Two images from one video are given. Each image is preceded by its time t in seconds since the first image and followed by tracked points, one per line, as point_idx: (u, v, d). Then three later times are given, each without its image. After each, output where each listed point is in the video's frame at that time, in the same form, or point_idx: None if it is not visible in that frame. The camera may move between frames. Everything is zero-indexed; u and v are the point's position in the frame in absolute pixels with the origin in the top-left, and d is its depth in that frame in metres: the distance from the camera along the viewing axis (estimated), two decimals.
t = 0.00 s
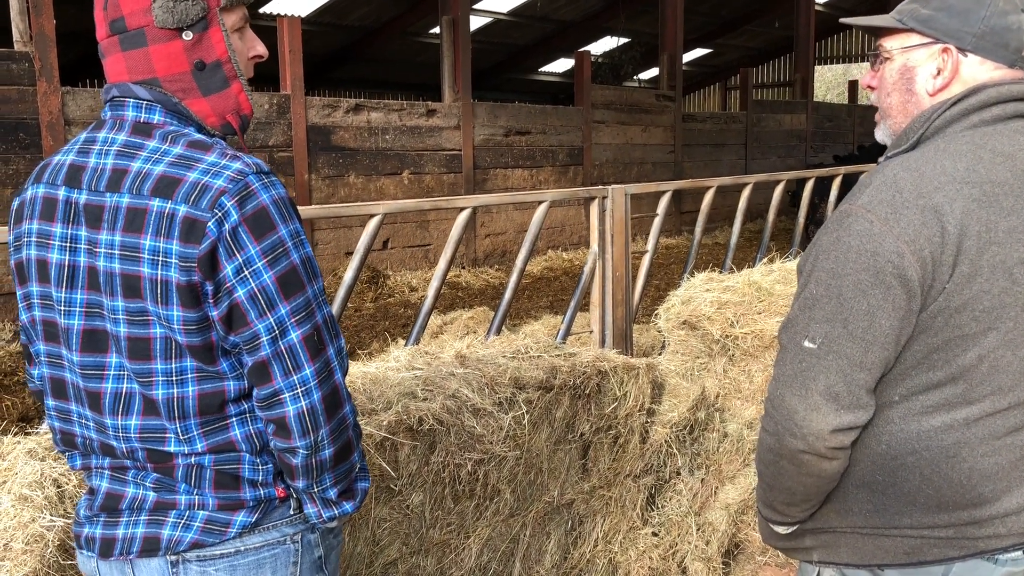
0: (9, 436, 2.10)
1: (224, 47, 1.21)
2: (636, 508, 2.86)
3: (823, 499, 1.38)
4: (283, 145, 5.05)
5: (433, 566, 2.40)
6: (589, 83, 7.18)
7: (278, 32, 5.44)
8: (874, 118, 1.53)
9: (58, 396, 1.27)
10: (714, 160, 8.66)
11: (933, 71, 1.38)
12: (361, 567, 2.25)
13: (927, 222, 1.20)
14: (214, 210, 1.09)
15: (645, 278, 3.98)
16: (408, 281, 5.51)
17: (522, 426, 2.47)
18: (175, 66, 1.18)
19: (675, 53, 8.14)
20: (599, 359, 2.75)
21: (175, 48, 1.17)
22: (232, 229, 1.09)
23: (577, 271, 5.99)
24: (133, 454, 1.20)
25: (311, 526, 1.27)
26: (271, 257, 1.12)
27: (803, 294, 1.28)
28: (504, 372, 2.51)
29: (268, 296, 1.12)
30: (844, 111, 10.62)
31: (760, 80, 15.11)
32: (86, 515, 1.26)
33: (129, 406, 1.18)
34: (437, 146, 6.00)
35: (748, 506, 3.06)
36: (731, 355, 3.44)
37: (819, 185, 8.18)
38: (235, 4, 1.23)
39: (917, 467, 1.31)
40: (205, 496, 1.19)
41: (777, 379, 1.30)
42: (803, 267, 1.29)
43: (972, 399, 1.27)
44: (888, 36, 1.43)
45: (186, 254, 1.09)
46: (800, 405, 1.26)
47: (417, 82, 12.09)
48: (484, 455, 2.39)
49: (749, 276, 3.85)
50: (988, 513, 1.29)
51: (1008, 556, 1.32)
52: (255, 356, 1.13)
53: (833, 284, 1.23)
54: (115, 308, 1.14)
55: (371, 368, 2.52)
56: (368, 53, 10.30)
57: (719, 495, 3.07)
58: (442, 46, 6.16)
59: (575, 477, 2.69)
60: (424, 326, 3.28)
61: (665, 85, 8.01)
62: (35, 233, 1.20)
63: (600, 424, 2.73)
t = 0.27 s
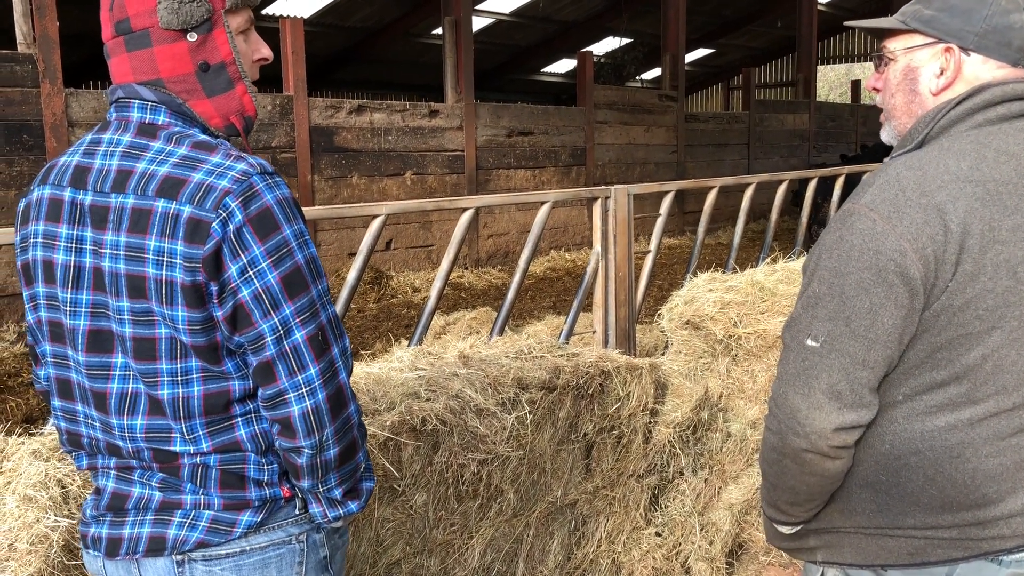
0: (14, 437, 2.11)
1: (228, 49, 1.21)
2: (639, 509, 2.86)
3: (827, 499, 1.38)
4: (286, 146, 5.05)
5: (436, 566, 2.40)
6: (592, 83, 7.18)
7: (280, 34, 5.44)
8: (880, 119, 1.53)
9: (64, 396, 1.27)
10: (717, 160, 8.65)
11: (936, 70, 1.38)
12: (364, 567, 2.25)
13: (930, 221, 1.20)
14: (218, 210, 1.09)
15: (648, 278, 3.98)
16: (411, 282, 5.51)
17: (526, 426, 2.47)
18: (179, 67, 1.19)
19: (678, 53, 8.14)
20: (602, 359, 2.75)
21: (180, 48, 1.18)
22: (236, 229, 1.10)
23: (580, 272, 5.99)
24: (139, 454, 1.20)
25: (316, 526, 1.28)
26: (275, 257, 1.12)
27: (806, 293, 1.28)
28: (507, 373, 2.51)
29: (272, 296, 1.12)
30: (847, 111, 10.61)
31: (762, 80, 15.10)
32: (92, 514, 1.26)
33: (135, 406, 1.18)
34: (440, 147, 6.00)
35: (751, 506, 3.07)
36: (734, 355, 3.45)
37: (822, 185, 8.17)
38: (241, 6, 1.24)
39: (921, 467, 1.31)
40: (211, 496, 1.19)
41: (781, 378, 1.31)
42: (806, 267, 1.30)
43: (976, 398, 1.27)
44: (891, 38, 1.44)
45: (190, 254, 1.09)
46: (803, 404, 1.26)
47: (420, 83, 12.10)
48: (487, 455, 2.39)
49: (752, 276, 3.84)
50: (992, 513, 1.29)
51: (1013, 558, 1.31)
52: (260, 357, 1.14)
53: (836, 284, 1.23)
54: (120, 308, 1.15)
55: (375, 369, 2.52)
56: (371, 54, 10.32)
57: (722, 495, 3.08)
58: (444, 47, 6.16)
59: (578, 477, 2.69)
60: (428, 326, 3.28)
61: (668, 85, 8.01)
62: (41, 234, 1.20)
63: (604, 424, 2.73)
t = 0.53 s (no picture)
0: (17, 435, 2.11)
1: (232, 49, 1.21)
2: (641, 508, 2.85)
3: (830, 500, 1.38)
4: (288, 145, 5.06)
5: (438, 565, 2.40)
6: (594, 82, 7.17)
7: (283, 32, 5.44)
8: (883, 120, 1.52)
9: (67, 395, 1.27)
10: (719, 159, 8.64)
11: (938, 71, 1.38)
12: (366, 566, 2.25)
13: (932, 221, 1.19)
14: (222, 210, 1.09)
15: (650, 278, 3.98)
16: (413, 281, 5.51)
17: (527, 425, 2.47)
18: (183, 66, 1.19)
19: (681, 52, 8.13)
20: (604, 359, 2.75)
21: (184, 48, 1.18)
22: (240, 229, 1.10)
23: (582, 271, 5.99)
24: (143, 454, 1.20)
25: (318, 525, 1.28)
26: (279, 257, 1.12)
27: (809, 294, 1.27)
28: (509, 372, 2.51)
29: (276, 296, 1.12)
30: (851, 110, 10.59)
31: (765, 79, 15.07)
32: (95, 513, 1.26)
33: (139, 405, 1.18)
34: (443, 146, 6.00)
35: (754, 506, 3.05)
36: (737, 355, 3.45)
37: (825, 184, 8.15)
38: (245, 6, 1.23)
39: (924, 468, 1.31)
40: (214, 495, 1.19)
41: (784, 379, 1.30)
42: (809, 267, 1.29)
43: (980, 399, 1.27)
44: (893, 39, 1.44)
45: (194, 254, 1.09)
46: (805, 404, 1.26)
47: (422, 82, 12.10)
48: (489, 454, 2.39)
49: (755, 276, 3.84)
50: (996, 514, 1.29)
51: (1016, 559, 1.31)
52: (264, 356, 1.14)
53: (838, 284, 1.23)
54: (124, 307, 1.15)
55: (377, 368, 2.52)
56: (373, 53, 10.32)
57: (724, 495, 3.07)
58: (447, 45, 6.15)
59: (580, 477, 2.69)
60: (429, 325, 3.29)
61: (671, 84, 8.00)
62: (45, 233, 1.20)
63: (606, 424, 2.73)
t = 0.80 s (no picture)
0: (16, 434, 2.11)
1: (234, 49, 1.21)
2: (641, 509, 2.85)
3: (833, 505, 1.37)
4: (289, 143, 5.05)
5: (438, 565, 2.40)
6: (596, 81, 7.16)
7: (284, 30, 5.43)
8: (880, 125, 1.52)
9: (68, 394, 1.27)
10: (721, 159, 8.64)
11: (937, 74, 1.37)
12: (366, 566, 2.25)
13: (935, 226, 1.19)
14: (223, 211, 1.09)
15: (651, 278, 3.97)
16: (414, 279, 5.51)
17: (528, 426, 2.47)
18: (186, 66, 1.18)
19: (682, 52, 8.12)
20: (605, 359, 2.75)
21: (187, 48, 1.17)
22: (241, 230, 1.09)
23: (583, 270, 5.98)
24: (143, 453, 1.20)
25: (319, 526, 1.27)
26: (280, 258, 1.12)
27: (812, 299, 1.27)
28: (509, 372, 2.51)
29: (277, 297, 1.12)
30: (853, 110, 10.58)
31: (767, 79, 15.06)
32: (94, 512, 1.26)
33: (139, 405, 1.18)
34: (444, 144, 5.99)
35: (754, 507, 3.04)
36: (737, 356, 3.44)
37: (827, 184, 8.14)
38: (248, 6, 1.23)
39: (927, 472, 1.31)
40: (214, 496, 1.19)
41: (786, 383, 1.30)
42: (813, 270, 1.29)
43: (982, 402, 1.26)
44: (889, 44, 1.43)
45: (195, 254, 1.09)
46: (810, 410, 1.26)
47: (424, 80, 12.09)
48: (489, 455, 2.39)
49: (756, 277, 3.83)
50: (998, 517, 1.28)
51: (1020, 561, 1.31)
52: (264, 357, 1.13)
53: (841, 289, 1.22)
54: (125, 307, 1.14)
55: (377, 368, 2.52)
56: (375, 51, 10.30)
57: (725, 496, 3.06)
58: (448, 44, 6.14)
59: (580, 477, 2.69)
60: (429, 325, 3.28)
61: (672, 83, 7.99)
62: (46, 233, 1.20)
63: (606, 424, 2.72)
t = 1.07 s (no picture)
0: (14, 434, 2.10)
1: (234, 53, 1.21)
2: (637, 512, 2.86)
3: (815, 503, 1.38)
4: (288, 143, 5.05)
5: (434, 567, 2.40)
6: (595, 84, 7.17)
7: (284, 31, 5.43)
8: (872, 133, 1.51)
9: (65, 396, 1.27)
10: (719, 162, 8.65)
11: (930, 83, 1.38)
12: (362, 568, 2.25)
13: (932, 233, 1.20)
14: (223, 214, 1.09)
15: (649, 281, 3.98)
16: (412, 280, 5.52)
17: (525, 429, 2.48)
18: (186, 69, 1.19)
19: (681, 55, 8.13)
20: (602, 362, 2.75)
21: (187, 51, 1.18)
22: (240, 233, 1.10)
23: (581, 272, 5.99)
24: (140, 455, 1.20)
25: (315, 528, 1.28)
26: (279, 261, 1.12)
27: (806, 304, 1.27)
28: (507, 375, 2.52)
29: (275, 300, 1.12)
30: (851, 114, 10.60)
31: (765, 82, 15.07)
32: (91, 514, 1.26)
33: (138, 406, 1.18)
34: (443, 146, 6.00)
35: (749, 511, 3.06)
36: (734, 359, 3.44)
37: (824, 188, 8.15)
38: (248, 9, 1.23)
39: (921, 476, 1.31)
40: (211, 498, 1.19)
41: (777, 387, 1.31)
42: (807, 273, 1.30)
43: (977, 408, 1.27)
44: (880, 52, 1.43)
45: (194, 257, 1.09)
46: (798, 412, 1.26)
47: (423, 81, 12.10)
48: (486, 457, 2.39)
49: (754, 280, 3.84)
50: (992, 521, 1.29)
51: (1013, 566, 1.31)
52: (262, 359, 1.14)
53: (836, 295, 1.23)
54: (124, 310, 1.15)
55: (375, 370, 2.52)
56: (374, 52, 10.31)
57: (721, 500, 3.07)
58: (448, 45, 6.14)
59: (576, 480, 2.69)
60: (427, 327, 3.28)
61: (671, 86, 8.00)
62: (46, 234, 1.20)
63: (603, 427, 2.73)
